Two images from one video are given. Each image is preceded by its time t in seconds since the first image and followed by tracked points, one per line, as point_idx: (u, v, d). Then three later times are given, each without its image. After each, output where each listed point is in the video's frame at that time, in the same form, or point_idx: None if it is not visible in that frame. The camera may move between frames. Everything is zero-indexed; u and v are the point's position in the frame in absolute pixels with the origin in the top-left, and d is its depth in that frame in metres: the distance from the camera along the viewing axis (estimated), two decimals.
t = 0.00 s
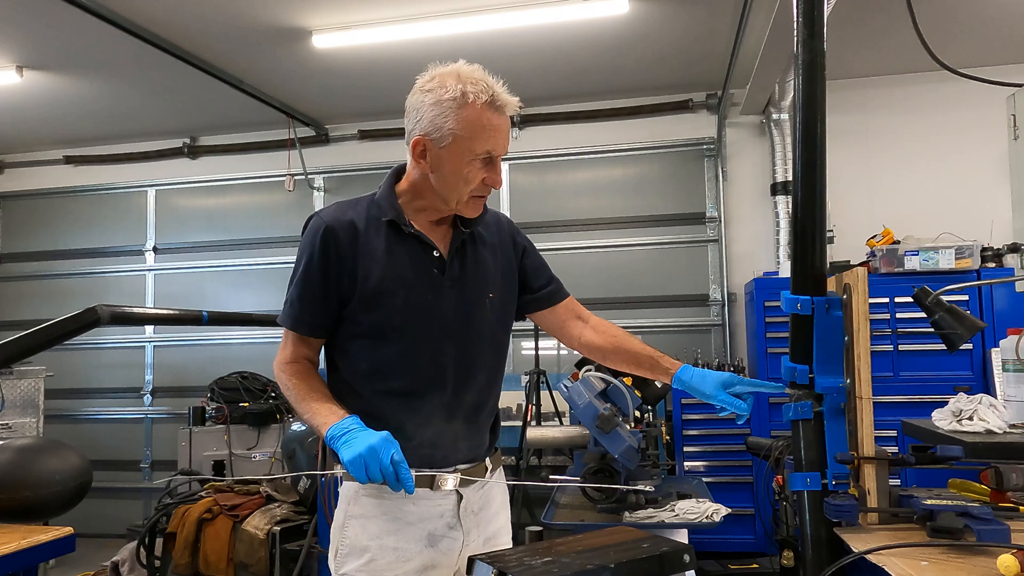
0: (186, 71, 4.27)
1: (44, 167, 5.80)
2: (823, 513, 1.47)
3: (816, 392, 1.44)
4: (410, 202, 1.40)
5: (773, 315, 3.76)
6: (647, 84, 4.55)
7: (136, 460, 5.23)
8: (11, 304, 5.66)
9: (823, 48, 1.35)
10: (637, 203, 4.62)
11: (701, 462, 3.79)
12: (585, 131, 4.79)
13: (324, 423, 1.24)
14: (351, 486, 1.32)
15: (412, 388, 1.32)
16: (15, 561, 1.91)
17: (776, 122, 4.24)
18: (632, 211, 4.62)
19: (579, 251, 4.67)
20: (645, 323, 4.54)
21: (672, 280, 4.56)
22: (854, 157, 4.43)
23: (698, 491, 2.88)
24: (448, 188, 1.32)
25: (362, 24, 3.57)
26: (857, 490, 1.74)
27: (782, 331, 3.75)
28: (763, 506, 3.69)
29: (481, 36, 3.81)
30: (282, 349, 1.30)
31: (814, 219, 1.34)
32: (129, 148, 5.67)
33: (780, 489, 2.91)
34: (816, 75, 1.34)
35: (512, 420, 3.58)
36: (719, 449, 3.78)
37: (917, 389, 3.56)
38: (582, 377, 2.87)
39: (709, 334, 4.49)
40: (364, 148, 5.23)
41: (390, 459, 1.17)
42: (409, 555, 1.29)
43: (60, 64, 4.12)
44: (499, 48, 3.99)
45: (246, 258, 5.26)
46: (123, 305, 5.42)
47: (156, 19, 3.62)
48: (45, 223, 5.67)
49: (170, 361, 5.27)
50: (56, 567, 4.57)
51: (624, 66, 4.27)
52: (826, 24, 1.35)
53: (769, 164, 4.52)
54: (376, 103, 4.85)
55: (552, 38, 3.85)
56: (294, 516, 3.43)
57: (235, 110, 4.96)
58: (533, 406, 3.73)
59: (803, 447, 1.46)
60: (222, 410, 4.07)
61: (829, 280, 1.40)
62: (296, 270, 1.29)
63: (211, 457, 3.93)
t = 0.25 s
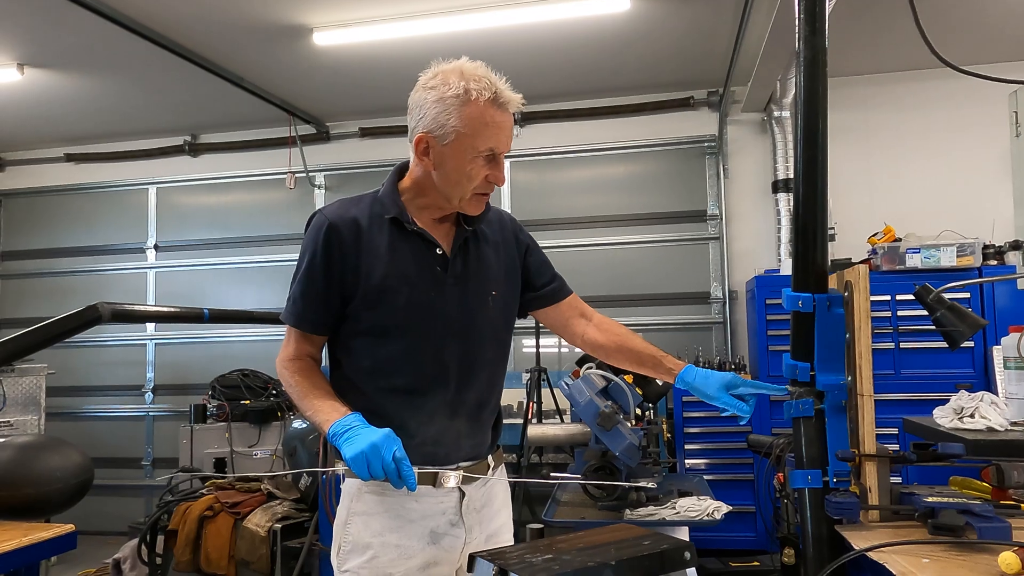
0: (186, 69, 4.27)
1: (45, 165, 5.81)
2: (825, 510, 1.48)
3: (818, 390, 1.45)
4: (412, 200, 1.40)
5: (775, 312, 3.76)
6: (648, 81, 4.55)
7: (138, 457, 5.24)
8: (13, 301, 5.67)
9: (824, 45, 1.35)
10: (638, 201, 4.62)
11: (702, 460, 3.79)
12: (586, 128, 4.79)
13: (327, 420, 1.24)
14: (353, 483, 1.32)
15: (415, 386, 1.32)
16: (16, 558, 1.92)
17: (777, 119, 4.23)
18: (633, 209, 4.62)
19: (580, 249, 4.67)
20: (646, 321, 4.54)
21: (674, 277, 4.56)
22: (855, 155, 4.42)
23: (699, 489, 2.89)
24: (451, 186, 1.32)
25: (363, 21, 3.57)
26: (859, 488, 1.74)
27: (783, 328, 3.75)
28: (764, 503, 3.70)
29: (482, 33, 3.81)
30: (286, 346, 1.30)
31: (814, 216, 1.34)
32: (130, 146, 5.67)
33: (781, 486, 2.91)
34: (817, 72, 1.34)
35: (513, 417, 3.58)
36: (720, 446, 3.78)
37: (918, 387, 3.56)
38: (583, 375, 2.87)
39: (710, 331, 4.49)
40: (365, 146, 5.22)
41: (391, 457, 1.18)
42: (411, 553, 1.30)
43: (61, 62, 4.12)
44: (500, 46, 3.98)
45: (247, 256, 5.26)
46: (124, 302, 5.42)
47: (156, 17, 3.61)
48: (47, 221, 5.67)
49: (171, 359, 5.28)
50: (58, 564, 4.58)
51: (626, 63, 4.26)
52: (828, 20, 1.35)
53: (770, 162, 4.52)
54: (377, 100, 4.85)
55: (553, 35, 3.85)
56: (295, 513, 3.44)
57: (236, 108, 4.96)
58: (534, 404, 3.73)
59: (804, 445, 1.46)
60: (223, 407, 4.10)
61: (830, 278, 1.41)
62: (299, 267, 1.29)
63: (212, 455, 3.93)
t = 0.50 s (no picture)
0: (188, 68, 4.27)
1: (47, 164, 5.81)
2: (826, 509, 1.48)
3: (819, 389, 1.44)
4: (418, 198, 1.40)
5: (776, 311, 3.76)
6: (649, 80, 4.54)
7: (139, 456, 5.24)
8: (14, 300, 5.67)
9: (826, 43, 1.35)
10: (639, 200, 4.62)
11: (703, 459, 3.79)
12: (587, 128, 4.79)
13: (334, 419, 1.24)
14: (358, 481, 1.31)
15: (421, 385, 1.33)
16: (17, 556, 1.92)
17: (779, 118, 4.22)
18: (634, 208, 4.62)
19: (581, 248, 4.67)
20: (647, 320, 4.54)
21: (675, 276, 4.56)
22: (856, 154, 4.42)
23: (700, 488, 2.89)
24: (457, 184, 1.32)
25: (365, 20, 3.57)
26: (860, 487, 1.74)
27: (784, 328, 3.75)
28: (765, 503, 3.69)
29: (484, 32, 3.81)
30: (292, 345, 1.29)
31: (816, 215, 1.35)
32: (131, 145, 5.67)
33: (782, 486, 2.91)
34: (819, 71, 1.34)
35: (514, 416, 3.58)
36: (721, 445, 3.78)
37: (919, 386, 3.56)
38: (584, 374, 2.87)
39: (711, 331, 4.49)
40: (366, 145, 5.22)
41: (400, 454, 1.18)
42: (417, 551, 1.30)
43: (63, 61, 4.12)
44: (502, 45, 3.98)
45: (248, 255, 5.26)
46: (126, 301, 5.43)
47: (158, 16, 3.61)
48: (48, 220, 5.68)
49: (172, 358, 5.28)
50: (59, 562, 4.58)
51: (627, 63, 4.26)
52: (830, 19, 1.34)
53: (771, 161, 4.51)
54: (378, 100, 4.85)
55: (554, 35, 3.85)
56: (296, 512, 3.45)
57: (237, 107, 4.96)
58: (535, 403, 3.73)
59: (806, 444, 1.46)
60: (224, 406, 4.08)
61: (831, 277, 1.41)
62: (306, 265, 1.28)
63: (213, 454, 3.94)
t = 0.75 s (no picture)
0: (187, 69, 4.27)
1: (46, 165, 5.81)
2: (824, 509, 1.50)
3: (818, 389, 1.45)
4: (422, 199, 1.40)
5: (775, 311, 3.76)
6: (648, 80, 4.54)
7: (139, 457, 5.24)
8: (14, 300, 5.67)
9: (825, 43, 1.35)
10: (638, 200, 4.62)
11: (703, 459, 3.80)
12: (586, 127, 4.79)
13: (341, 419, 1.23)
14: (363, 480, 1.31)
15: (427, 384, 1.33)
16: (17, 557, 1.92)
17: (778, 118, 4.22)
18: (633, 208, 4.62)
19: (581, 248, 4.67)
20: (647, 320, 4.54)
21: (674, 276, 4.56)
22: (856, 153, 4.42)
23: (699, 488, 2.89)
24: (462, 185, 1.32)
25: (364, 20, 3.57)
26: (859, 486, 1.74)
27: (783, 327, 3.75)
28: (765, 502, 3.70)
29: (483, 32, 3.81)
30: (297, 345, 1.29)
31: (815, 215, 1.35)
32: (131, 145, 5.67)
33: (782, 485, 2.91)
34: (817, 71, 1.34)
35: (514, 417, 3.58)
36: (720, 445, 3.78)
37: (918, 385, 3.56)
38: (583, 374, 2.87)
39: (711, 330, 4.49)
40: (366, 145, 5.22)
41: (411, 453, 1.18)
42: (421, 550, 1.30)
43: (62, 62, 4.12)
44: (501, 45, 3.98)
45: (248, 255, 5.26)
46: (125, 302, 5.43)
47: (156, 16, 3.61)
48: (47, 220, 5.68)
49: (172, 358, 5.28)
50: (59, 563, 4.59)
51: (626, 62, 4.26)
52: (828, 19, 1.34)
53: (770, 160, 4.52)
54: (378, 100, 4.85)
55: (554, 34, 3.85)
56: (296, 512, 3.45)
57: (236, 107, 4.95)
58: (535, 403, 3.73)
59: (804, 444, 1.47)
60: (224, 406, 4.10)
61: (830, 277, 1.41)
62: (313, 265, 1.28)
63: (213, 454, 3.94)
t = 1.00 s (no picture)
0: (186, 68, 4.27)
1: (44, 163, 5.80)
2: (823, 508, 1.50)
3: (817, 388, 1.45)
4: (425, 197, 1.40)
5: (774, 310, 3.76)
6: (647, 79, 4.54)
7: (137, 456, 5.23)
8: (12, 299, 5.66)
9: (824, 43, 1.35)
10: (636, 199, 4.62)
11: (701, 458, 3.80)
12: (585, 127, 4.79)
13: (343, 417, 1.23)
14: (365, 478, 1.31)
15: (429, 384, 1.33)
16: (15, 557, 1.92)
17: (777, 118, 4.22)
18: (631, 207, 4.62)
19: (580, 247, 4.67)
20: (645, 319, 4.54)
21: (672, 275, 4.56)
22: (854, 153, 4.42)
23: (699, 487, 2.89)
24: (465, 184, 1.31)
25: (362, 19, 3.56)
26: (857, 486, 1.74)
27: (782, 326, 3.75)
28: (764, 501, 3.70)
29: (482, 31, 3.81)
30: (300, 343, 1.29)
31: (815, 214, 1.34)
32: (129, 144, 5.66)
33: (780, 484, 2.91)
34: (817, 69, 1.34)
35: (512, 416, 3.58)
36: (719, 444, 3.78)
37: (917, 385, 3.56)
38: (582, 373, 2.87)
39: (709, 330, 4.49)
40: (364, 144, 5.22)
41: (411, 452, 1.17)
42: (423, 549, 1.30)
43: (60, 61, 4.12)
44: (500, 44, 3.98)
45: (246, 255, 5.26)
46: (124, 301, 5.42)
47: (155, 15, 3.61)
48: (45, 220, 5.67)
49: (171, 357, 5.27)
50: (57, 562, 4.58)
51: (625, 62, 4.26)
52: (828, 18, 1.34)
53: (769, 160, 4.52)
54: (376, 99, 4.85)
55: (553, 34, 3.85)
56: (294, 511, 3.44)
57: (234, 106, 4.95)
58: (534, 402, 3.73)
59: (803, 442, 1.48)
60: (223, 406, 4.06)
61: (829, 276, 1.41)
62: (317, 264, 1.28)
63: (212, 453, 3.94)
